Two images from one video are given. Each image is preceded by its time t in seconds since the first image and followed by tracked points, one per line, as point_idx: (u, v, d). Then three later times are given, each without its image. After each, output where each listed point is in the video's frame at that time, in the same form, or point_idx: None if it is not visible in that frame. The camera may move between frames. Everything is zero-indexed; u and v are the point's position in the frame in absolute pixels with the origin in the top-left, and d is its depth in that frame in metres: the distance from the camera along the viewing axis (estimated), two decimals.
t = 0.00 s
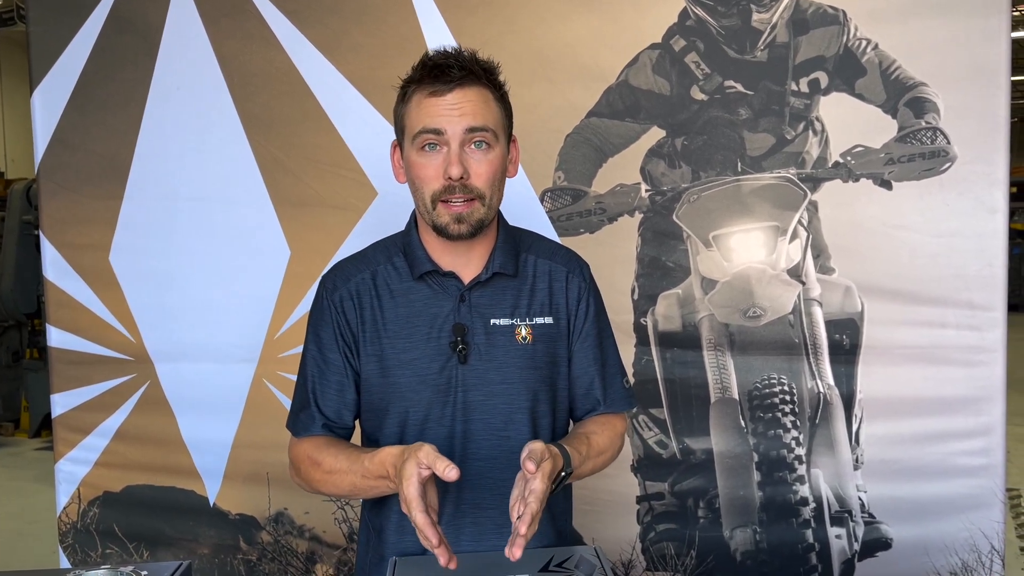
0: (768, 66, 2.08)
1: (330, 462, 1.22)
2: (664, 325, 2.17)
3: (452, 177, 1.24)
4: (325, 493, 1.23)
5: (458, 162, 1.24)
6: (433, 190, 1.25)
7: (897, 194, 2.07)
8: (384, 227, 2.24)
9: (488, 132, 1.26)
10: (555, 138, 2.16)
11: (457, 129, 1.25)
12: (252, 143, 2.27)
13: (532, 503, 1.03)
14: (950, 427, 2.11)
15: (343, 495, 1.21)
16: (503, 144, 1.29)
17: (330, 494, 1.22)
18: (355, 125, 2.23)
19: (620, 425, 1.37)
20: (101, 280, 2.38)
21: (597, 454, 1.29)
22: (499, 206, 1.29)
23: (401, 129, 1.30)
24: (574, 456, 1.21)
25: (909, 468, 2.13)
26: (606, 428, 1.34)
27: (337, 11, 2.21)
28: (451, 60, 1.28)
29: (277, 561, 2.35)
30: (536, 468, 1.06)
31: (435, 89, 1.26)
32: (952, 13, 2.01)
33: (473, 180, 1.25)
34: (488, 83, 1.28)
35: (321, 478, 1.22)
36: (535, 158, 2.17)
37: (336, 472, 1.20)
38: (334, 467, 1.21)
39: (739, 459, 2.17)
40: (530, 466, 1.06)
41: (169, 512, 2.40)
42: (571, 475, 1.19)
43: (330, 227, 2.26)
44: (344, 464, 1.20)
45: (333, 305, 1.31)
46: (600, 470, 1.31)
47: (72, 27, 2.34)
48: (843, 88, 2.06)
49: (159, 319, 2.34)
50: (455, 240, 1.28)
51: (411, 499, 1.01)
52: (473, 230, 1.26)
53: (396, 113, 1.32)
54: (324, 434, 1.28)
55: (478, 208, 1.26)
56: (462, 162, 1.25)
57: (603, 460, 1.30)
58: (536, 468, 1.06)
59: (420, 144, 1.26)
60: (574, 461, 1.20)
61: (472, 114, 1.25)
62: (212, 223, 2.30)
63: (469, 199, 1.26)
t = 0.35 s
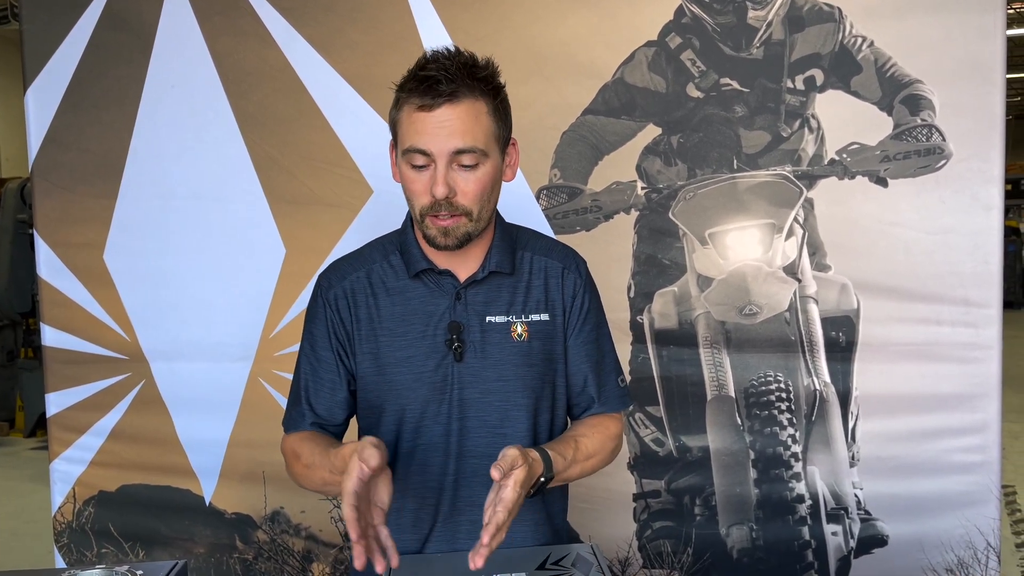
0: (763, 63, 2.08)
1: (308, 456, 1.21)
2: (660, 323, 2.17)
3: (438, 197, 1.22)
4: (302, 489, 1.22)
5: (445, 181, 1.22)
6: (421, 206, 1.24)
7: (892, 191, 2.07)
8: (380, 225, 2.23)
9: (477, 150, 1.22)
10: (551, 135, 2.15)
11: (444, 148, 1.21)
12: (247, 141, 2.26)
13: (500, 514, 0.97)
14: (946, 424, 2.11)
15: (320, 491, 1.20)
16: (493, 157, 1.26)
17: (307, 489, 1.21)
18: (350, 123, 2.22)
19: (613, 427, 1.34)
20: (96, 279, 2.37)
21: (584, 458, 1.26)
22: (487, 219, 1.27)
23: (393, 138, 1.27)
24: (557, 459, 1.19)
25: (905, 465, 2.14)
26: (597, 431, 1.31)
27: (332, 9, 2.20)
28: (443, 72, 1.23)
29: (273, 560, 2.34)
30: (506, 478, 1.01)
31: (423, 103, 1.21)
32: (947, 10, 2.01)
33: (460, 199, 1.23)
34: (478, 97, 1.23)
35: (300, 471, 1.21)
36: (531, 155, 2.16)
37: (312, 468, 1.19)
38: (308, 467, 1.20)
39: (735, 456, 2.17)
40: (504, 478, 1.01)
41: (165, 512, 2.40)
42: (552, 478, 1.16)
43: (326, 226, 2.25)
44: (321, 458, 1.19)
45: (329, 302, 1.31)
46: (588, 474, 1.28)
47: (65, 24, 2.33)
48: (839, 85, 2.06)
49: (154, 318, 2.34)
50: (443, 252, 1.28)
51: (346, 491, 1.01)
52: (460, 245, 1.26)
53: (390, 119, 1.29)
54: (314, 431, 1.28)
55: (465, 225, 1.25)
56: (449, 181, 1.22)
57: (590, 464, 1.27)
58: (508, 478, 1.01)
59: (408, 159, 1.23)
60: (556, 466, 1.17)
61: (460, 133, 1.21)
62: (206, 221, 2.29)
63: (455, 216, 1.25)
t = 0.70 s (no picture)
0: (762, 61, 2.08)
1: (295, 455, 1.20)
2: (658, 321, 2.17)
3: (440, 195, 1.21)
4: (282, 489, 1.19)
5: (447, 179, 1.21)
6: (423, 204, 1.23)
7: (891, 188, 2.07)
8: (378, 224, 2.23)
9: (480, 148, 1.22)
10: (550, 133, 2.15)
11: (446, 145, 1.21)
12: (244, 140, 2.25)
13: (465, 512, 0.94)
14: (945, 421, 2.11)
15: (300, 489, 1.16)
16: (496, 155, 1.25)
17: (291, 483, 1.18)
18: (347, 121, 2.21)
19: (600, 432, 1.29)
20: (92, 278, 2.36)
21: (566, 464, 1.20)
22: (489, 218, 1.27)
23: (396, 135, 1.27)
24: (531, 464, 1.13)
25: (903, 462, 2.14)
26: (581, 436, 1.26)
27: (330, 7, 2.20)
28: (446, 69, 1.23)
29: (271, 559, 2.34)
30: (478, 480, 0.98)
31: (426, 101, 1.21)
32: (945, 8, 2.01)
33: (462, 197, 1.23)
34: (481, 94, 1.23)
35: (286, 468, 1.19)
36: (529, 153, 2.16)
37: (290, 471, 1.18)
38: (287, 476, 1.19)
39: (734, 454, 2.17)
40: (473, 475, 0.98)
41: (162, 511, 2.39)
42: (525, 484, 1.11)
43: (324, 224, 2.25)
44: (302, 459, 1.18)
45: (329, 298, 1.31)
46: (571, 482, 1.22)
47: (60, 22, 2.32)
48: (837, 83, 2.06)
49: (151, 317, 2.33)
50: (446, 252, 1.28)
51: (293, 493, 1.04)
52: (462, 244, 1.26)
53: (393, 116, 1.29)
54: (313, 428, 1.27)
55: (467, 223, 1.24)
56: (451, 179, 1.21)
57: (569, 472, 1.20)
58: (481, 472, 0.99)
59: (410, 157, 1.23)
60: (529, 471, 1.12)
61: (463, 130, 1.21)
62: (204, 220, 2.28)
63: (457, 214, 1.24)
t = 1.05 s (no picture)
0: (762, 57, 2.07)
1: (314, 444, 1.16)
2: (659, 318, 2.16)
3: (472, 191, 1.19)
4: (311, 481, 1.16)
5: (478, 175, 1.19)
6: (452, 202, 1.21)
7: (891, 185, 2.07)
8: (377, 220, 2.22)
9: (504, 141, 1.21)
10: (549, 130, 2.14)
11: (475, 141, 1.19)
12: (242, 136, 2.24)
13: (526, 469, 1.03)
14: (945, 417, 2.11)
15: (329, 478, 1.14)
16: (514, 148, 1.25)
17: (315, 478, 1.15)
18: (346, 117, 2.20)
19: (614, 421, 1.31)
20: (90, 276, 2.34)
21: (590, 446, 1.22)
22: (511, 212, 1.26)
23: (412, 136, 1.23)
24: (564, 441, 1.16)
25: (903, 459, 2.14)
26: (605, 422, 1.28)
27: (328, 3, 2.19)
28: (463, 65, 1.21)
29: (270, 558, 2.33)
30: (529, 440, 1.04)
31: (448, 97, 1.19)
32: (945, 3, 2.01)
33: (492, 192, 1.21)
34: (500, 88, 1.22)
35: (306, 461, 1.16)
36: (528, 150, 2.15)
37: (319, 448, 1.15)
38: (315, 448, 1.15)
39: (734, 451, 2.17)
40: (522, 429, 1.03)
41: (160, 510, 2.37)
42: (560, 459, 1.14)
43: (323, 221, 2.24)
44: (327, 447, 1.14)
45: (331, 291, 1.29)
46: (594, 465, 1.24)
47: (56, 18, 2.30)
48: (838, 79, 2.06)
49: (149, 316, 2.31)
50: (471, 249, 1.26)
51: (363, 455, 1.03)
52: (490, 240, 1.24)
53: (404, 118, 1.25)
54: (320, 420, 1.24)
55: (495, 218, 1.23)
56: (482, 174, 1.20)
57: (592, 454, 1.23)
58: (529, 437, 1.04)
59: (435, 156, 1.20)
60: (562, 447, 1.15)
61: (490, 125, 1.19)
62: (202, 217, 2.27)
63: (485, 210, 1.22)
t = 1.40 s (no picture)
0: (759, 56, 2.07)
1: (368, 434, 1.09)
2: (656, 317, 2.16)
3: (487, 193, 1.19)
4: (372, 478, 1.10)
5: (493, 177, 1.19)
6: (466, 205, 1.20)
7: (887, 183, 2.07)
8: (373, 219, 2.21)
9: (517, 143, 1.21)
10: (546, 128, 2.13)
11: (491, 143, 1.18)
12: (237, 135, 2.23)
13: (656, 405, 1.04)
14: (941, 415, 2.11)
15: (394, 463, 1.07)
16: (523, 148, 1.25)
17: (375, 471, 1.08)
18: (341, 116, 2.19)
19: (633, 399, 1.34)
20: (84, 276, 2.33)
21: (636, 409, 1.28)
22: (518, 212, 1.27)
23: (423, 137, 1.21)
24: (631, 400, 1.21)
25: (899, 457, 2.14)
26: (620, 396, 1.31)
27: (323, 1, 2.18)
28: (477, 65, 1.18)
29: (266, 559, 2.32)
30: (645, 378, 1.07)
31: (463, 99, 1.17)
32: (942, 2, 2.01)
33: (505, 194, 1.21)
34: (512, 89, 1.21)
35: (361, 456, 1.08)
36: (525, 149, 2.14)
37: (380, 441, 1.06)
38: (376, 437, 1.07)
39: (731, 450, 2.16)
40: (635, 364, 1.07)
41: (156, 511, 2.36)
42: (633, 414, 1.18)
43: (319, 221, 2.23)
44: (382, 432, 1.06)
45: (343, 289, 1.24)
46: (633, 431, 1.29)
47: (50, 17, 2.28)
48: (834, 78, 2.06)
49: (144, 315, 2.30)
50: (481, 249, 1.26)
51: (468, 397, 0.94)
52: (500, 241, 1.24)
53: (414, 118, 1.23)
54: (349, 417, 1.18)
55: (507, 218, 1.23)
56: (497, 177, 1.19)
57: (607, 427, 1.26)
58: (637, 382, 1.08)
59: (450, 158, 1.19)
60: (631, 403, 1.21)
61: (505, 127, 1.19)
62: (197, 216, 2.26)
63: (498, 211, 1.22)
